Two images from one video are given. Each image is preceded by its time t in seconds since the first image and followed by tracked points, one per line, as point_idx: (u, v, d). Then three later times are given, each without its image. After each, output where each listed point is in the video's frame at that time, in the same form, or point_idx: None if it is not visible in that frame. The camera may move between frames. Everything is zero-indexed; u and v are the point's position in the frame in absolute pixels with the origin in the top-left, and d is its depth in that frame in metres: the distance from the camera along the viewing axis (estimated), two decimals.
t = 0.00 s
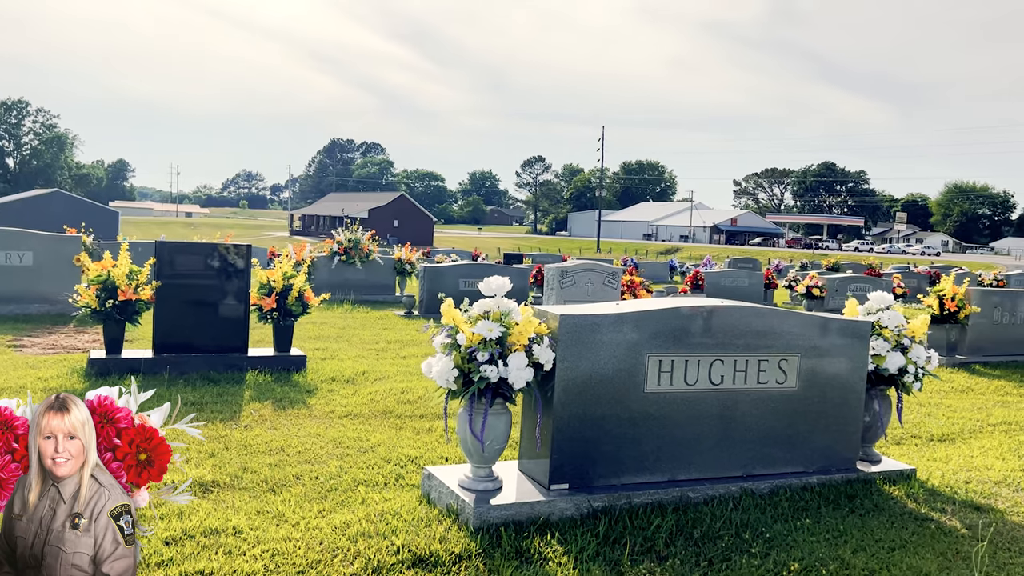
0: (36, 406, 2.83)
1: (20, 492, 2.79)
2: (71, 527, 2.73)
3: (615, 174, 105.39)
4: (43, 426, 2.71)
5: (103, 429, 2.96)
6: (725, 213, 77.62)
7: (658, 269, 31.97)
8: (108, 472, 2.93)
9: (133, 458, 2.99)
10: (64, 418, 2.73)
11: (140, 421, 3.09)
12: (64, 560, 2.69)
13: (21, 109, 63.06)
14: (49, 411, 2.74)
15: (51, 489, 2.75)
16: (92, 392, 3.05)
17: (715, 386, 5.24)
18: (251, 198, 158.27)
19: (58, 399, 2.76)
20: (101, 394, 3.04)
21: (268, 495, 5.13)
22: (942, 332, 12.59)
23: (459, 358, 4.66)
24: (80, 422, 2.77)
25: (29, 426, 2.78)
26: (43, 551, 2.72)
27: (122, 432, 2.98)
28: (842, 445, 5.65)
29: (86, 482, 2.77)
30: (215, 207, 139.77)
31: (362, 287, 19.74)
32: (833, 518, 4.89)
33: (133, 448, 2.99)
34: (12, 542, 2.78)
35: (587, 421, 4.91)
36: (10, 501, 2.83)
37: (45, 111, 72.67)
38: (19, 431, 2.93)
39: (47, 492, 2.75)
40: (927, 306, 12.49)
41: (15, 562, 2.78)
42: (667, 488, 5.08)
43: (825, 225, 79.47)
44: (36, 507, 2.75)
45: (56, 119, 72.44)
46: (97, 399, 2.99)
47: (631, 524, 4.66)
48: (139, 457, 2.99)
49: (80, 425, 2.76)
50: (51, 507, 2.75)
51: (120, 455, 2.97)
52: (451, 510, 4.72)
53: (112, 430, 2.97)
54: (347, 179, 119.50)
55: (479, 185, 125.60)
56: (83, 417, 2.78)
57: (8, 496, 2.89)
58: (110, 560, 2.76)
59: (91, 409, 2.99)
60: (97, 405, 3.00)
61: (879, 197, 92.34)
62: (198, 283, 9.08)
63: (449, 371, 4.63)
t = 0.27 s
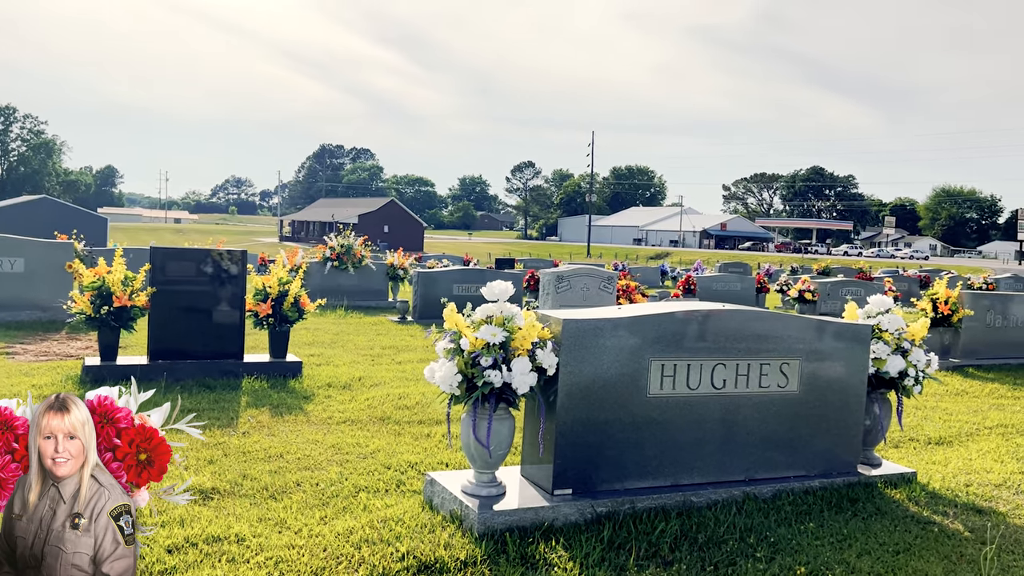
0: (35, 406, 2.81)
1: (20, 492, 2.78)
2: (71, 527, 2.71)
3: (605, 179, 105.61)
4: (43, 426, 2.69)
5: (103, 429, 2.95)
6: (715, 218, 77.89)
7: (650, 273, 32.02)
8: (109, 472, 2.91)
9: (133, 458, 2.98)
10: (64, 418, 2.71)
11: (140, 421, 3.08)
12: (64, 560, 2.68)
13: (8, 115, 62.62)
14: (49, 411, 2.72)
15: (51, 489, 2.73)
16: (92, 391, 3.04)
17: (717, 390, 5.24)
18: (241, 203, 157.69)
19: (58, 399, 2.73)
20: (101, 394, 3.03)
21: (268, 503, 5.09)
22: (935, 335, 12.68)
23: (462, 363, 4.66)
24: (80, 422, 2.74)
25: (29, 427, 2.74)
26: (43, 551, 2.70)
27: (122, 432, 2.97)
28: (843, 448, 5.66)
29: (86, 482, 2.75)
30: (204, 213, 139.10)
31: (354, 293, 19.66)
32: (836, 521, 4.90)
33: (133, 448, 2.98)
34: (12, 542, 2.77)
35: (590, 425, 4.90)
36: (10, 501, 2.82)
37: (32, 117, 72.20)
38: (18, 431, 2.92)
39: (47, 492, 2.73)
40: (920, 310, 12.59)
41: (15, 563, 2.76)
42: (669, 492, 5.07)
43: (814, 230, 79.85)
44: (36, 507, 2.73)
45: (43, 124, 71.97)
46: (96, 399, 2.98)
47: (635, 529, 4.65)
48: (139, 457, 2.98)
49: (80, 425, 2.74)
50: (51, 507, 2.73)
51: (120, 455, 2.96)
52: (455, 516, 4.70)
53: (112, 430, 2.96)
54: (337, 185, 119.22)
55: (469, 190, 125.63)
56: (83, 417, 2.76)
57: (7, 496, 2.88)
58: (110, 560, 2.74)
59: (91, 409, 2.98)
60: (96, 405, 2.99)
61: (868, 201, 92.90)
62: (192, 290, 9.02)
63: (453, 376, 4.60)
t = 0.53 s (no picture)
0: (35, 406, 2.82)
1: (20, 492, 2.78)
2: (71, 527, 2.72)
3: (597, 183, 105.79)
4: (43, 426, 2.70)
5: (103, 429, 2.95)
6: (706, 222, 78.11)
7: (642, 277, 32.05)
8: (108, 474, 2.86)
9: (133, 458, 2.98)
10: (64, 418, 2.72)
11: (140, 421, 3.08)
12: (64, 560, 2.68)
13: None
14: (49, 411, 2.73)
15: (51, 489, 2.74)
16: (92, 392, 3.05)
17: (718, 395, 5.24)
18: (231, 209, 157.15)
19: (58, 399, 2.75)
20: (101, 394, 3.03)
21: (269, 510, 5.06)
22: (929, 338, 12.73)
23: (464, 368, 4.65)
24: (80, 422, 2.76)
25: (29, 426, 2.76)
26: (43, 551, 2.71)
27: (123, 432, 2.97)
28: (843, 452, 5.67)
29: (86, 482, 2.76)
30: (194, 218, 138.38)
31: (348, 298, 19.60)
32: (838, 525, 4.90)
33: (133, 447, 2.98)
34: (11, 542, 2.77)
35: (592, 431, 4.89)
36: (10, 501, 2.82)
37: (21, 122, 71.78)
38: (20, 431, 2.90)
39: (47, 492, 2.74)
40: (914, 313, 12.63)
41: (15, 562, 2.77)
42: (672, 497, 5.06)
43: (804, 233, 80.16)
44: (36, 507, 2.74)
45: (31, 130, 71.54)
46: (97, 399, 2.98)
47: (639, 534, 4.64)
48: (140, 457, 2.98)
49: (80, 425, 2.75)
50: (51, 507, 2.74)
51: (120, 455, 2.96)
52: (457, 522, 4.68)
53: (112, 430, 2.96)
54: (328, 190, 118.90)
55: (461, 195, 125.61)
56: (83, 417, 2.77)
57: (9, 496, 2.87)
58: (110, 560, 2.75)
59: (91, 409, 2.98)
60: (97, 405, 2.99)
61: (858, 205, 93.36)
62: (186, 296, 8.98)
63: (454, 381, 4.59)
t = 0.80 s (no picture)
0: (35, 406, 2.85)
1: (20, 492, 2.82)
2: (71, 527, 2.76)
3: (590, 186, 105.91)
4: (43, 426, 2.74)
5: (103, 429, 2.99)
6: (699, 224, 78.27)
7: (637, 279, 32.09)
8: (110, 472, 2.94)
9: (133, 458, 3.03)
10: (64, 418, 2.76)
11: (140, 421, 3.12)
12: (64, 560, 2.72)
13: None
14: (49, 411, 2.76)
15: (50, 489, 2.77)
16: (92, 391, 3.09)
17: (719, 397, 5.25)
18: (224, 213, 156.76)
19: (58, 399, 2.78)
20: (101, 394, 3.07)
21: (270, 515, 5.04)
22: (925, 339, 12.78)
23: (466, 372, 4.65)
24: (80, 422, 2.79)
25: (29, 426, 2.79)
26: (43, 551, 2.74)
27: (122, 432, 3.02)
28: (843, 454, 5.69)
29: (86, 482, 2.79)
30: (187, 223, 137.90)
31: (343, 301, 19.54)
32: (840, 527, 4.91)
33: (133, 447, 3.02)
34: (12, 542, 2.81)
35: (594, 434, 4.89)
36: (10, 501, 2.86)
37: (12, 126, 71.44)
38: (19, 430, 2.96)
39: (46, 492, 2.77)
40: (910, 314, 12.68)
41: (15, 562, 2.80)
42: (674, 500, 5.07)
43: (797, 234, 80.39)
44: (36, 507, 2.78)
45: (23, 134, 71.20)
46: (96, 399, 3.02)
47: (641, 537, 4.63)
48: (140, 457, 3.03)
49: (80, 425, 2.79)
50: (51, 507, 2.78)
51: (120, 455, 3.00)
52: (460, 527, 4.67)
53: (112, 430, 3.01)
54: (321, 194, 118.69)
55: (454, 198, 125.58)
56: (82, 417, 2.81)
57: (8, 496, 2.93)
58: (111, 560, 2.78)
59: (91, 409, 3.02)
60: (96, 405, 3.03)
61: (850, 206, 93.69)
62: (182, 300, 8.95)
63: (457, 385, 4.58)
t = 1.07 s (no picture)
0: (35, 406, 2.89)
1: (21, 492, 2.86)
2: (71, 527, 2.78)
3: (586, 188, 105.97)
4: (43, 426, 2.77)
5: (103, 429, 3.04)
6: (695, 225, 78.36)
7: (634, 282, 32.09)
8: (107, 474, 2.97)
9: (133, 458, 3.07)
10: (64, 418, 2.80)
11: (140, 421, 3.17)
12: (64, 560, 2.75)
13: None
14: (49, 411, 2.80)
15: (51, 489, 2.81)
16: (92, 392, 3.13)
17: (721, 399, 5.25)
18: (220, 217, 156.51)
19: (58, 399, 2.82)
20: (101, 394, 3.12)
21: (272, 520, 5.03)
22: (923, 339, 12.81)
23: (469, 376, 4.64)
24: (80, 422, 2.83)
25: (30, 426, 2.82)
26: (43, 551, 2.77)
27: (122, 432, 3.06)
28: (846, 454, 5.69)
29: (86, 481, 2.83)
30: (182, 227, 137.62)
31: (340, 305, 19.52)
32: (843, 528, 4.91)
33: (133, 447, 3.07)
34: (12, 542, 2.84)
35: (597, 436, 4.88)
36: (11, 502, 2.90)
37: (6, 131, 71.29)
38: (19, 431, 3.02)
39: (47, 492, 2.81)
40: (908, 314, 12.70)
41: (16, 563, 2.84)
42: (677, 502, 5.06)
43: (793, 236, 80.51)
44: (36, 507, 2.81)
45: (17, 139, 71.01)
46: (97, 399, 3.07)
47: (645, 539, 4.62)
48: (140, 457, 3.07)
49: (80, 425, 2.82)
50: (51, 507, 2.81)
51: (120, 455, 3.04)
52: (463, 530, 4.66)
53: (112, 430, 3.05)
54: (317, 197, 118.57)
55: (449, 201, 125.62)
56: (82, 417, 2.84)
57: (8, 496, 2.98)
58: (110, 560, 2.81)
59: (91, 409, 3.08)
60: (97, 405, 3.08)
61: (846, 207, 93.89)
62: (180, 305, 8.93)
63: (460, 389, 4.57)
